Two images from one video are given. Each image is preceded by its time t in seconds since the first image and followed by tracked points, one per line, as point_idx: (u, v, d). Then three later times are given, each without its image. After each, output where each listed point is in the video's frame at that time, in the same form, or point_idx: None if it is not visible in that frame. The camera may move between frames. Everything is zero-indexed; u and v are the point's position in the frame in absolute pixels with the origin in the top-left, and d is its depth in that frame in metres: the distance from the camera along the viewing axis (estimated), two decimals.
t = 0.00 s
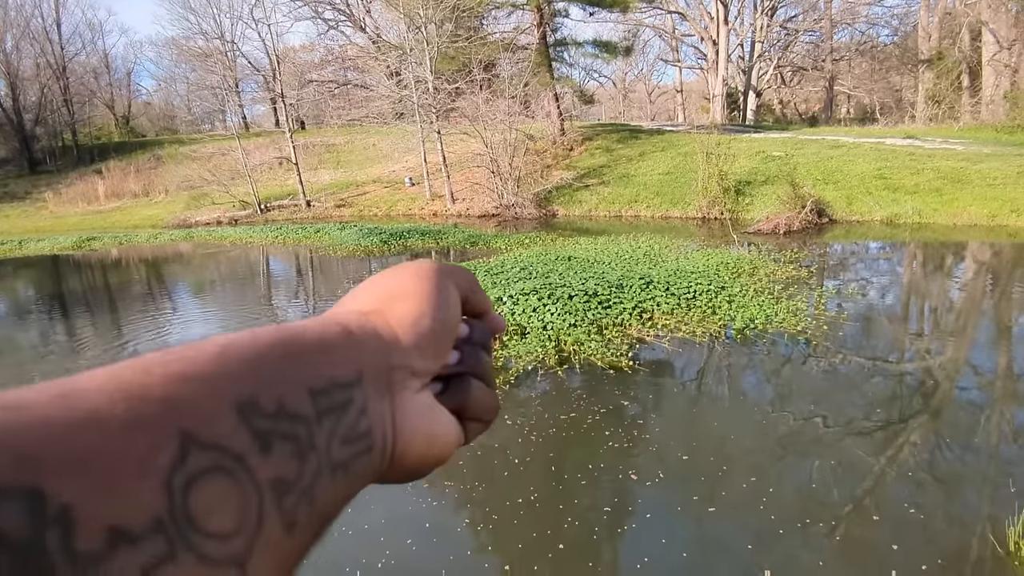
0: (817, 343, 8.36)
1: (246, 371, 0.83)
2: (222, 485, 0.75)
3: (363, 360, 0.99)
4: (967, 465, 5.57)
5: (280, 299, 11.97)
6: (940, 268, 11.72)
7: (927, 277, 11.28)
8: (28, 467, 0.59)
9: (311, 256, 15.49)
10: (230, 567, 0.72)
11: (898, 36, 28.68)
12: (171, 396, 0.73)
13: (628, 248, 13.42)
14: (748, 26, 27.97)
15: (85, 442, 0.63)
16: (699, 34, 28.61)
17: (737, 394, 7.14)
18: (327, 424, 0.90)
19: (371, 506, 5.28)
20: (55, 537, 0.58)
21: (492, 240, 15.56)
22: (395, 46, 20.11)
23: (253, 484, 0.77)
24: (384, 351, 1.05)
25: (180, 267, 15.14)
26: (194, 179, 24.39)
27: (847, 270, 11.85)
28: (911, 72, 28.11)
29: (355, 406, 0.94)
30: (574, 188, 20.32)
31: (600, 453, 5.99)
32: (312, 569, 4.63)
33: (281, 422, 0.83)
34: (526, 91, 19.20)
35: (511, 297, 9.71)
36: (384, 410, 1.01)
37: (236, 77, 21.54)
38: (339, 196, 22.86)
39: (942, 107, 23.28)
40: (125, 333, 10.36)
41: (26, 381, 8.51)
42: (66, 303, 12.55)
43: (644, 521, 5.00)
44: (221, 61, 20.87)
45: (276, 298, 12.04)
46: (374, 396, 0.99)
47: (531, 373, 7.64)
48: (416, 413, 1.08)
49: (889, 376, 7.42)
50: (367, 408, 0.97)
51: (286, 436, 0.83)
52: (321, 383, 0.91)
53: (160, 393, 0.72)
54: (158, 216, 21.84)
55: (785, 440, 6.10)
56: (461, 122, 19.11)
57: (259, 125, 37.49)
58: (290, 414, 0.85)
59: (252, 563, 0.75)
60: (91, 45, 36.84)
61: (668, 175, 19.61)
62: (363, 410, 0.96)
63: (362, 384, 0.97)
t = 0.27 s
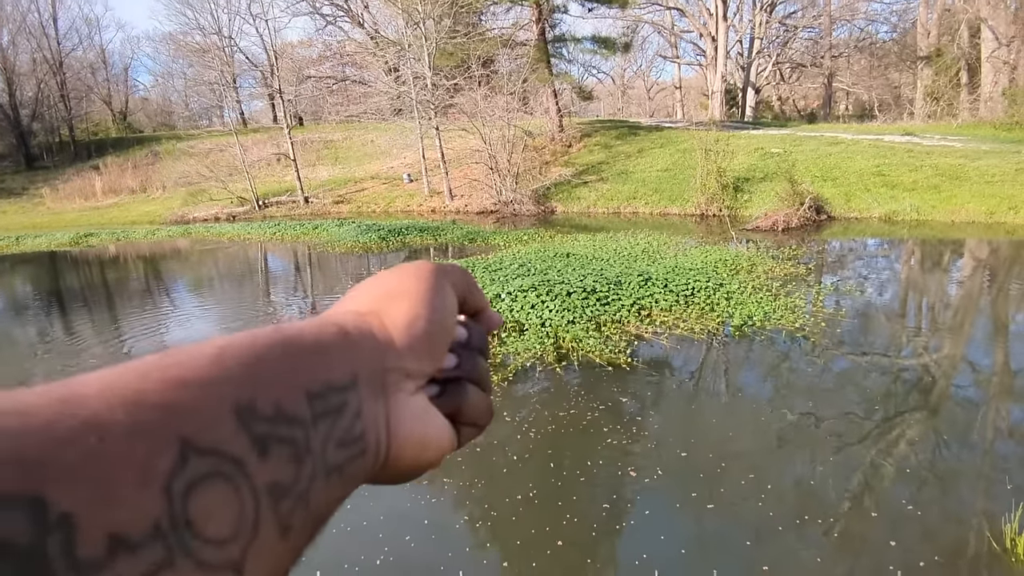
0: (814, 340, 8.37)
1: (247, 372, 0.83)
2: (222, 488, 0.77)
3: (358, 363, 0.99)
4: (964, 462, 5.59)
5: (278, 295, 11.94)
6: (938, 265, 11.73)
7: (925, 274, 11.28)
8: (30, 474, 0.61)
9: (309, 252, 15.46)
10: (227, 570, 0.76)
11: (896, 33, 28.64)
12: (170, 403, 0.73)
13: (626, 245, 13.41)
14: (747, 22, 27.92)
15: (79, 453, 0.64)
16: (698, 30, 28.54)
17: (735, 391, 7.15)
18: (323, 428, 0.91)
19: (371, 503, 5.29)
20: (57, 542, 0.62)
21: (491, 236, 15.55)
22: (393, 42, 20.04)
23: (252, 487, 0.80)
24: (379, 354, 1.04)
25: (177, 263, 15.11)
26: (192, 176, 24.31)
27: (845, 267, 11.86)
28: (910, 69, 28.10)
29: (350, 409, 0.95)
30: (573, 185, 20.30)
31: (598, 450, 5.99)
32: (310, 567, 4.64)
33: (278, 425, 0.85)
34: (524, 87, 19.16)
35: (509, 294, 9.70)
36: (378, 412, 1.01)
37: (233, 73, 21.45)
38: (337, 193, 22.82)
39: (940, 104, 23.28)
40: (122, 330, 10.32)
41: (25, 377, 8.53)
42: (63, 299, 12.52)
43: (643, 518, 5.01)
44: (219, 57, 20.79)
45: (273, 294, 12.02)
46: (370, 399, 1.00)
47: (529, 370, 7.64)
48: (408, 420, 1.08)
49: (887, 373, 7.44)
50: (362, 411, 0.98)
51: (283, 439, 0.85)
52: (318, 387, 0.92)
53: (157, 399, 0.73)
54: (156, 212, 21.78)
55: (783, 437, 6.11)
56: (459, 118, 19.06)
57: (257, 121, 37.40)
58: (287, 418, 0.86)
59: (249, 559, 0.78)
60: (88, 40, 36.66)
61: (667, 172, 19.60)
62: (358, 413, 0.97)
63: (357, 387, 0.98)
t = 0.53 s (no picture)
0: (813, 336, 8.39)
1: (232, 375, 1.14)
2: (217, 463, 1.07)
3: (318, 378, 1.30)
4: (960, 457, 5.62)
5: (277, 291, 11.92)
6: (937, 262, 11.75)
7: (923, 271, 11.30)
8: (75, 424, 0.87)
9: (307, 249, 15.42)
10: (218, 527, 1.03)
11: (897, 29, 28.58)
12: (171, 391, 1.02)
13: (626, 241, 13.41)
14: (747, 18, 27.83)
15: (107, 414, 0.91)
16: (698, 26, 28.45)
17: (733, 387, 7.17)
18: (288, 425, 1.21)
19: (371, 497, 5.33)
20: (98, 479, 0.87)
21: (490, 233, 15.53)
22: (392, 37, 19.96)
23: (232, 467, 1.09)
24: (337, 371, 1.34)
25: (176, 259, 15.05)
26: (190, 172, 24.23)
27: (843, 264, 11.86)
28: (910, 65, 28.05)
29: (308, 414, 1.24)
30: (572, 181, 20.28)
31: (599, 445, 6.01)
32: (311, 559, 4.68)
33: (253, 419, 1.15)
34: (523, 84, 19.12)
35: (509, 290, 9.70)
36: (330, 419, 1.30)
37: (231, 68, 21.35)
38: (336, 189, 22.76)
39: (939, 101, 23.27)
40: (120, 326, 10.30)
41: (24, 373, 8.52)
42: (61, 296, 12.48)
43: (643, 513, 5.02)
44: (217, 52, 20.69)
45: (272, 291, 12.00)
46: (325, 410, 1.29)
47: (529, 366, 7.65)
48: (356, 429, 1.40)
49: (884, 369, 7.46)
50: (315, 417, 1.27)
51: (257, 432, 1.15)
52: (289, 392, 1.22)
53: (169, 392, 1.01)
54: (154, 208, 21.72)
55: (782, 432, 6.13)
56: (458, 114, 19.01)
57: (255, 117, 37.27)
58: (261, 417, 1.16)
59: (232, 531, 1.05)
60: (85, 35, 36.46)
61: (666, 169, 19.58)
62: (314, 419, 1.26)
63: (314, 397, 1.29)
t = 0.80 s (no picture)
0: (813, 334, 8.40)
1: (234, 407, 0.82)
2: (207, 521, 0.77)
3: (338, 397, 0.97)
4: (960, 454, 5.64)
5: (278, 289, 11.95)
6: (937, 260, 11.76)
7: (923, 268, 11.32)
8: (37, 497, 0.61)
9: (308, 246, 15.43)
10: None
11: (896, 27, 28.58)
12: (154, 428, 0.72)
13: (626, 239, 13.43)
14: (747, 16, 27.81)
15: (75, 479, 0.64)
16: (698, 24, 28.46)
17: (733, 384, 7.20)
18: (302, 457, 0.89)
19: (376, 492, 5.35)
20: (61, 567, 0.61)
21: (490, 230, 15.54)
22: (392, 35, 19.93)
23: (231, 515, 0.79)
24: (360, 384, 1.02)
25: (176, 257, 15.07)
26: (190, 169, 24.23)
27: (842, 261, 11.88)
28: (910, 63, 28.06)
29: (322, 442, 0.92)
30: (572, 179, 20.28)
31: (601, 441, 6.04)
32: (317, 554, 4.70)
33: (257, 459, 0.83)
34: (524, 81, 19.11)
35: (510, 288, 9.71)
36: (348, 444, 0.98)
37: (231, 66, 21.33)
38: (336, 186, 22.77)
39: (939, 98, 23.27)
40: (122, 324, 10.31)
41: (27, 371, 8.55)
42: (63, 294, 12.50)
43: (645, 509, 5.05)
44: (217, 50, 20.67)
45: (273, 288, 12.01)
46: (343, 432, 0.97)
47: (531, 363, 7.67)
48: (379, 450, 1.05)
49: (884, 367, 7.47)
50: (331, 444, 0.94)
51: (261, 471, 0.84)
52: (300, 417, 0.90)
53: (148, 412, 0.72)
54: (154, 205, 21.74)
55: (782, 429, 6.16)
56: (459, 112, 19.00)
57: (255, 114, 37.27)
58: (269, 448, 0.85)
59: None
60: (84, 33, 36.42)
61: (666, 166, 19.59)
62: (329, 446, 0.94)
63: (336, 417, 0.96)
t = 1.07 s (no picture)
0: (813, 332, 8.43)
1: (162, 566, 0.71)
2: None
3: (273, 525, 0.84)
4: (958, 451, 5.67)
5: (279, 287, 11.97)
6: (936, 258, 11.79)
7: (923, 266, 11.35)
8: None
9: (309, 245, 15.45)
10: None
11: (897, 25, 28.58)
12: None
13: (626, 237, 13.46)
14: (747, 14, 27.80)
15: None
16: (698, 22, 28.44)
17: (733, 381, 7.23)
18: None
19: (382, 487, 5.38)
20: None
21: (491, 229, 15.57)
22: (392, 33, 19.92)
23: None
24: (300, 503, 0.88)
25: (178, 256, 15.09)
26: (190, 168, 24.24)
27: (842, 259, 11.91)
28: (910, 61, 28.05)
29: None
30: (573, 177, 20.29)
31: (603, 437, 6.08)
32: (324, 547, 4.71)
33: None
34: (524, 80, 19.11)
35: (512, 285, 9.74)
36: None
37: (232, 64, 21.32)
38: (337, 185, 22.78)
39: (940, 96, 23.28)
40: (124, 322, 10.33)
41: (29, 368, 8.57)
42: (64, 292, 12.52)
43: (647, 503, 5.09)
44: (217, 48, 20.66)
45: (274, 286, 12.04)
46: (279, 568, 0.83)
47: (532, 360, 7.70)
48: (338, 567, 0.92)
49: (883, 364, 7.50)
50: None
51: None
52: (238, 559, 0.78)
53: None
54: (155, 204, 21.75)
55: (782, 426, 6.19)
56: (459, 110, 19.01)
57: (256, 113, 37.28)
58: None
59: None
60: (84, 31, 36.37)
61: (666, 165, 19.61)
62: None
63: (268, 552, 0.82)
